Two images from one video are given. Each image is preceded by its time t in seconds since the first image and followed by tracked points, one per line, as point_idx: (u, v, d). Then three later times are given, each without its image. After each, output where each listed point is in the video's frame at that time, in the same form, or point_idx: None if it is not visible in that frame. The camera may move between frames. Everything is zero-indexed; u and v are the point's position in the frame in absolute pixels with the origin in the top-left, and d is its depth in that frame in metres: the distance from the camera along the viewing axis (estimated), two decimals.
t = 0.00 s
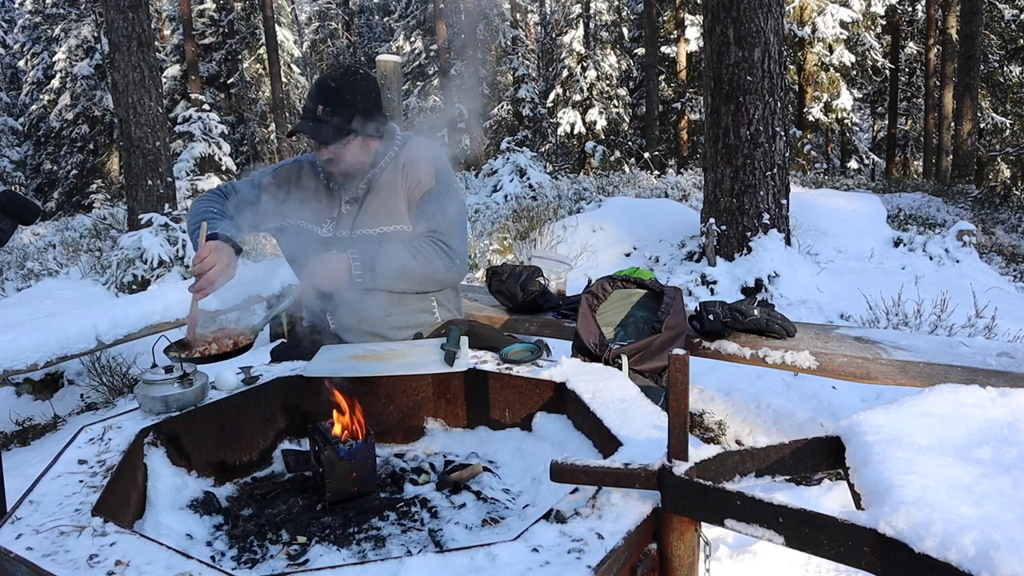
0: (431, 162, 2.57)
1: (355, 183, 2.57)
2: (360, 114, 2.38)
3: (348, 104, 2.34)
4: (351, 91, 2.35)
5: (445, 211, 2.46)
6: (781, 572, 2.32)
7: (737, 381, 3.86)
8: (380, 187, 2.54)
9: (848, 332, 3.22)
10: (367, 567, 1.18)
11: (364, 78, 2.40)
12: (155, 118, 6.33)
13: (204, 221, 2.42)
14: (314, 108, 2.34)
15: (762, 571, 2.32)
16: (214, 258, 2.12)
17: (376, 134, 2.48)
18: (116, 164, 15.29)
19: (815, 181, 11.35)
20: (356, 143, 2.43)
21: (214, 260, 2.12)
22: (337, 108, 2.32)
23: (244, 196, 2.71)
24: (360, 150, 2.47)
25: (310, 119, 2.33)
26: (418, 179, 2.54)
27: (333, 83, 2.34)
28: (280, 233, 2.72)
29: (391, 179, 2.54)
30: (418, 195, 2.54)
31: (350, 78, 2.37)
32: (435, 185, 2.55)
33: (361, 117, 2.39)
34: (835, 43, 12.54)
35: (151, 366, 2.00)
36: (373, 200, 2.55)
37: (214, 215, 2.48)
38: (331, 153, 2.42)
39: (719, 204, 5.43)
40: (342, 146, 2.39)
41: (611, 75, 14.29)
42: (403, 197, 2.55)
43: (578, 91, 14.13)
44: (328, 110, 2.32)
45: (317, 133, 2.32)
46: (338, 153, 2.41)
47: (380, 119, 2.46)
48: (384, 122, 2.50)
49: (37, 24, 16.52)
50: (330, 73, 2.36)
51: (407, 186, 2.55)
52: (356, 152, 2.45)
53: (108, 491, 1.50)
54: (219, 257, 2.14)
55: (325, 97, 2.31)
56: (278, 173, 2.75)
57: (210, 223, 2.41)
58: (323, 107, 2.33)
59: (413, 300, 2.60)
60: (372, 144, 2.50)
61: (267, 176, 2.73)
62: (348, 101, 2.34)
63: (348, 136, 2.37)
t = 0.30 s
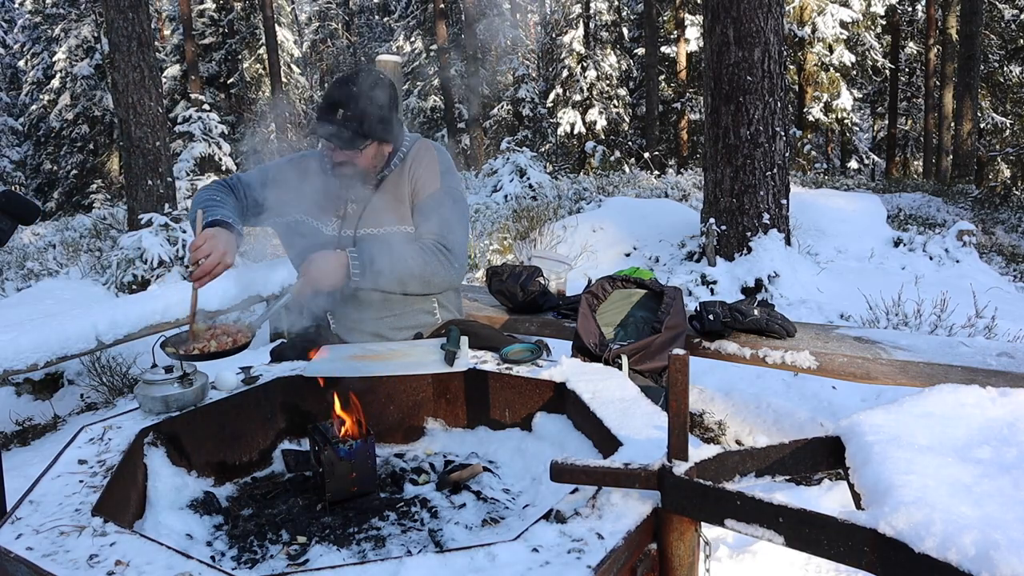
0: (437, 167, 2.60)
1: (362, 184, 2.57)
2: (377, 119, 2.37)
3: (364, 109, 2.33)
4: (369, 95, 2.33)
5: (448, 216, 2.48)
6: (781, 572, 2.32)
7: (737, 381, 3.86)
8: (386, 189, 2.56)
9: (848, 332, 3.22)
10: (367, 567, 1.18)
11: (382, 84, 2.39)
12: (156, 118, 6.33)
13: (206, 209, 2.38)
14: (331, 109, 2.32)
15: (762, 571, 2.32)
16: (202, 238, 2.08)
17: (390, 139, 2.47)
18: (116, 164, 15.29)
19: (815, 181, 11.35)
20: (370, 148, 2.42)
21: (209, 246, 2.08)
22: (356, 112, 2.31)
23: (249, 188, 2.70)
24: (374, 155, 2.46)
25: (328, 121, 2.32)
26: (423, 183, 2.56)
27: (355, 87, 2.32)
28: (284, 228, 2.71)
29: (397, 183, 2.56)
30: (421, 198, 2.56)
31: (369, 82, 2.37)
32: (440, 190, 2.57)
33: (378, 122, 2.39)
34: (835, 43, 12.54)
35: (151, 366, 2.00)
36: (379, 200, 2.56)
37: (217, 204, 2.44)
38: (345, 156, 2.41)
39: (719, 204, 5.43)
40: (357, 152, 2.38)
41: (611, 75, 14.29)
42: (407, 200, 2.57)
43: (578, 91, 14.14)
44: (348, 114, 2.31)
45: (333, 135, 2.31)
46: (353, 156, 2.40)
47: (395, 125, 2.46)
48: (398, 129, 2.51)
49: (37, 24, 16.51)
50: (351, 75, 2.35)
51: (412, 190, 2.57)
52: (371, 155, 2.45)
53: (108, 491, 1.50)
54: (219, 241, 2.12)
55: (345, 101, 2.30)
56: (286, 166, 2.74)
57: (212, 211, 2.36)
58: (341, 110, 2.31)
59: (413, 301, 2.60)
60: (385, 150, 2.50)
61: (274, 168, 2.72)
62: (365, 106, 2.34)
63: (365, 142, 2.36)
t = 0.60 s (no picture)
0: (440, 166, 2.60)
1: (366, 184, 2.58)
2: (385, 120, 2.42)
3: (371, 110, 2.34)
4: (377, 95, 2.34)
5: (449, 217, 2.48)
6: (781, 572, 2.32)
7: (737, 381, 3.86)
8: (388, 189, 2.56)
9: (848, 332, 3.22)
10: (367, 567, 1.18)
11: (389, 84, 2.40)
12: (156, 118, 6.33)
13: (200, 211, 2.34)
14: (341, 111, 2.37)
15: (762, 571, 2.32)
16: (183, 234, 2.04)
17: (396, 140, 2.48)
18: (116, 164, 15.29)
19: (815, 181, 11.35)
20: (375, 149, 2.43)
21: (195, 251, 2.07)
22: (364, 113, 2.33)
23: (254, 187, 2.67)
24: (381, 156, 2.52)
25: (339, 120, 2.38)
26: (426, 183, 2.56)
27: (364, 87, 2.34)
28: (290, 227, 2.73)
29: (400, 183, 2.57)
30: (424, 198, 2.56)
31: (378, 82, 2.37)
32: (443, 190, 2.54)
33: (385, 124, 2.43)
34: (835, 43, 12.53)
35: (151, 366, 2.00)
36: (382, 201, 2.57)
37: (219, 204, 2.43)
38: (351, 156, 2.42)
39: (719, 204, 5.43)
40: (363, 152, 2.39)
41: (611, 75, 14.30)
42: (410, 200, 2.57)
43: (578, 91, 14.14)
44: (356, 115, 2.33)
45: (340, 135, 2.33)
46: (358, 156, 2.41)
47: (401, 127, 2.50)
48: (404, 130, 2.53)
49: (37, 24, 16.50)
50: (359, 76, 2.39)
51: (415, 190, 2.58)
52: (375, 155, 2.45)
53: (108, 491, 1.50)
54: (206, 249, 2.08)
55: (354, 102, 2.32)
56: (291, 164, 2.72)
57: (207, 214, 2.33)
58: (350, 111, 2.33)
59: (413, 301, 2.60)
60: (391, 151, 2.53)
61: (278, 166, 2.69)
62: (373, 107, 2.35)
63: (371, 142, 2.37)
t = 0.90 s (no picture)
0: (441, 166, 2.61)
1: (367, 186, 2.58)
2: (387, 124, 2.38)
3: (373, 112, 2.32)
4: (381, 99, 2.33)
5: (451, 219, 2.49)
6: (781, 572, 2.32)
7: (736, 381, 3.86)
8: (391, 191, 2.58)
9: (848, 332, 3.22)
10: (367, 567, 1.18)
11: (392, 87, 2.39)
12: (156, 118, 6.33)
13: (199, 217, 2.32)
14: (344, 115, 2.33)
15: (761, 570, 2.32)
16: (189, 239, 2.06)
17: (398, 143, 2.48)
18: (116, 164, 15.29)
19: (815, 181, 11.35)
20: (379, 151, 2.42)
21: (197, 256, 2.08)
22: (367, 117, 2.31)
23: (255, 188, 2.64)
24: (382, 159, 2.50)
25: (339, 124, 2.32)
26: (427, 185, 2.57)
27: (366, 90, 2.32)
28: (290, 228, 2.74)
29: (402, 184, 2.58)
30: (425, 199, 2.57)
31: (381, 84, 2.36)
32: (444, 191, 2.58)
33: (387, 127, 2.39)
34: (835, 43, 12.53)
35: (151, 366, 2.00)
36: (385, 202, 2.59)
37: (218, 209, 2.41)
38: (353, 159, 2.41)
39: (719, 204, 5.43)
40: (366, 154, 2.39)
41: (611, 75, 14.30)
42: (412, 203, 2.59)
43: (579, 91, 14.14)
44: (360, 118, 2.31)
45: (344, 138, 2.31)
46: (360, 159, 2.41)
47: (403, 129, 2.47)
48: (406, 132, 2.51)
49: (37, 24, 16.48)
50: (362, 78, 2.36)
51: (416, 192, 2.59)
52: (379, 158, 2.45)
53: (108, 491, 1.50)
54: (211, 248, 2.14)
55: (358, 105, 2.29)
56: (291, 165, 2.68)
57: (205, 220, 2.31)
58: (353, 114, 2.31)
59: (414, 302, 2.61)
60: (392, 153, 2.51)
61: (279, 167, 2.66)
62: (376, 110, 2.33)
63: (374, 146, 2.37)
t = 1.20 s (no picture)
0: (442, 168, 2.61)
1: (369, 187, 2.58)
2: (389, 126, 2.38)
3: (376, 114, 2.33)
4: (384, 101, 2.35)
5: (451, 220, 2.49)
6: (781, 572, 2.32)
7: (736, 381, 3.86)
8: (393, 192, 2.58)
9: (848, 332, 3.22)
10: (367, 567, 1.18)
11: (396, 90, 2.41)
12: (156, 118, 6.33)
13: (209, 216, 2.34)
14: (346, 115, 2.33)
15: (762, 570, 2.32)
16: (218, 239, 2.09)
17: (400, 145, 2.48)
18: (116, 164, 15.29)
19: (815, 181, 11.35)
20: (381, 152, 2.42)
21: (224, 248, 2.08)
22: (370, 118, 2.32)
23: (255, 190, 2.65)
24: (384, 160, 2.50)
25: (342, 125, 2.32)
26: (429, 187, 2.57)
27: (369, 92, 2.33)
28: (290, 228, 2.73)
29: (403, 185, 2.59)
30: (426, 201, 2.57)
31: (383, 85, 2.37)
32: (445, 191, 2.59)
33: (388, 128, 2.39)
34: (835, 43, 12.52)
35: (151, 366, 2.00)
36: (386, 204, 2.59)
37: (219, 208, 2.42)
38: (355, 159, 2.41)
39: (719, 204, 5.43)
40: (368, 155, 2.38)
41: (611, 75, 14.29)
42: (413, 204, 2.59)
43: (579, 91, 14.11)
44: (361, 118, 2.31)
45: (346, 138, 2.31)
46: (362, 160, 2.41)
47: (405, 131, 2.47)
48: (407, 134, 2.51)
49: (37, 24, 16.48)
50: (365, 79, 2.37)
51: (417, 193, 2.59)
52: (381, 159, 2.45)
53: (108, 491, 1.50)
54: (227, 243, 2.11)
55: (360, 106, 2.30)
56: (291, 166, 2.69)
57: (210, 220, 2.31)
58: (355, 115, 2.31)
59: (414, 303, 2.61)
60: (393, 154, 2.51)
61: (279, 168, 2.67)
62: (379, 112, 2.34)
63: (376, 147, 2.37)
